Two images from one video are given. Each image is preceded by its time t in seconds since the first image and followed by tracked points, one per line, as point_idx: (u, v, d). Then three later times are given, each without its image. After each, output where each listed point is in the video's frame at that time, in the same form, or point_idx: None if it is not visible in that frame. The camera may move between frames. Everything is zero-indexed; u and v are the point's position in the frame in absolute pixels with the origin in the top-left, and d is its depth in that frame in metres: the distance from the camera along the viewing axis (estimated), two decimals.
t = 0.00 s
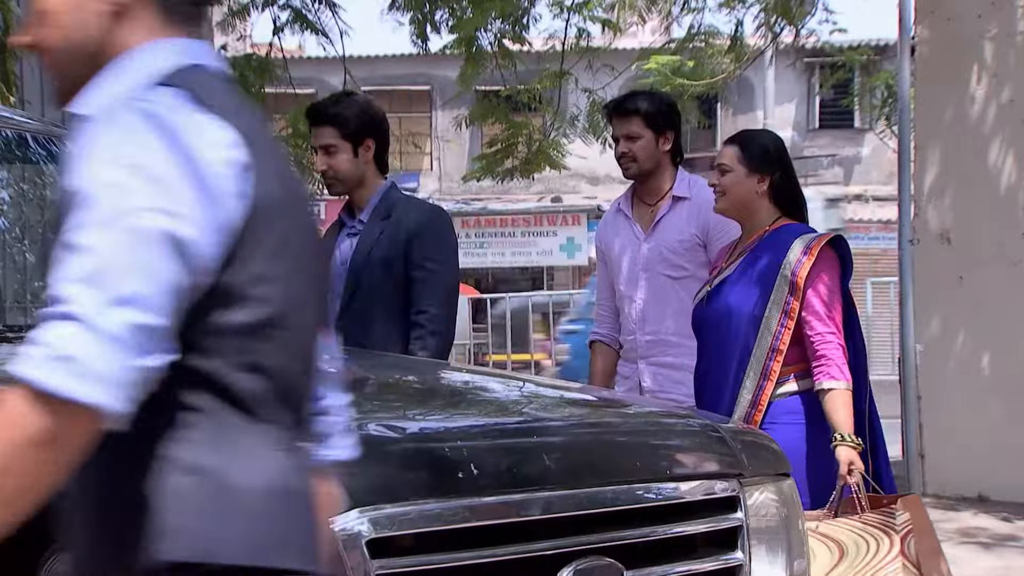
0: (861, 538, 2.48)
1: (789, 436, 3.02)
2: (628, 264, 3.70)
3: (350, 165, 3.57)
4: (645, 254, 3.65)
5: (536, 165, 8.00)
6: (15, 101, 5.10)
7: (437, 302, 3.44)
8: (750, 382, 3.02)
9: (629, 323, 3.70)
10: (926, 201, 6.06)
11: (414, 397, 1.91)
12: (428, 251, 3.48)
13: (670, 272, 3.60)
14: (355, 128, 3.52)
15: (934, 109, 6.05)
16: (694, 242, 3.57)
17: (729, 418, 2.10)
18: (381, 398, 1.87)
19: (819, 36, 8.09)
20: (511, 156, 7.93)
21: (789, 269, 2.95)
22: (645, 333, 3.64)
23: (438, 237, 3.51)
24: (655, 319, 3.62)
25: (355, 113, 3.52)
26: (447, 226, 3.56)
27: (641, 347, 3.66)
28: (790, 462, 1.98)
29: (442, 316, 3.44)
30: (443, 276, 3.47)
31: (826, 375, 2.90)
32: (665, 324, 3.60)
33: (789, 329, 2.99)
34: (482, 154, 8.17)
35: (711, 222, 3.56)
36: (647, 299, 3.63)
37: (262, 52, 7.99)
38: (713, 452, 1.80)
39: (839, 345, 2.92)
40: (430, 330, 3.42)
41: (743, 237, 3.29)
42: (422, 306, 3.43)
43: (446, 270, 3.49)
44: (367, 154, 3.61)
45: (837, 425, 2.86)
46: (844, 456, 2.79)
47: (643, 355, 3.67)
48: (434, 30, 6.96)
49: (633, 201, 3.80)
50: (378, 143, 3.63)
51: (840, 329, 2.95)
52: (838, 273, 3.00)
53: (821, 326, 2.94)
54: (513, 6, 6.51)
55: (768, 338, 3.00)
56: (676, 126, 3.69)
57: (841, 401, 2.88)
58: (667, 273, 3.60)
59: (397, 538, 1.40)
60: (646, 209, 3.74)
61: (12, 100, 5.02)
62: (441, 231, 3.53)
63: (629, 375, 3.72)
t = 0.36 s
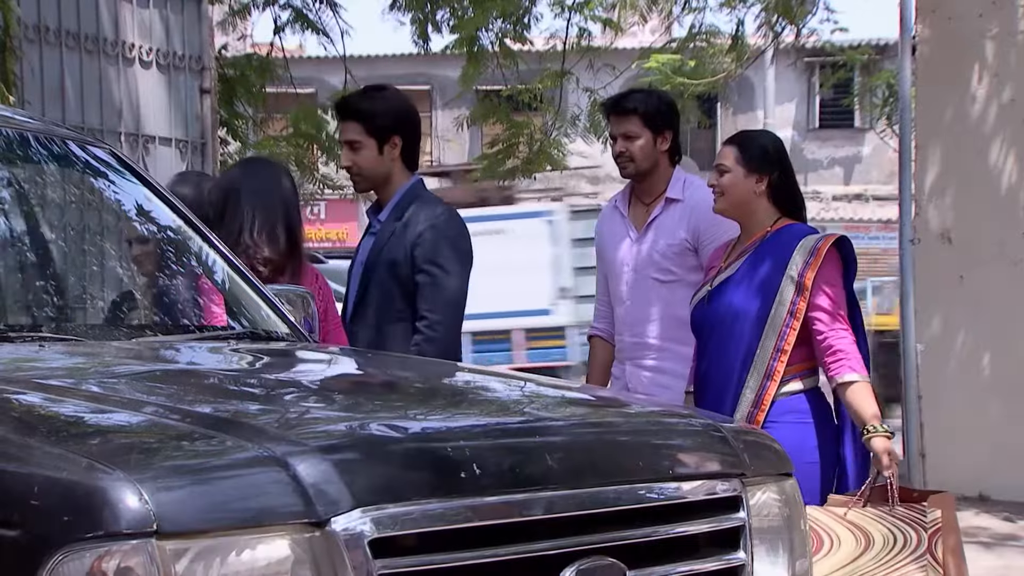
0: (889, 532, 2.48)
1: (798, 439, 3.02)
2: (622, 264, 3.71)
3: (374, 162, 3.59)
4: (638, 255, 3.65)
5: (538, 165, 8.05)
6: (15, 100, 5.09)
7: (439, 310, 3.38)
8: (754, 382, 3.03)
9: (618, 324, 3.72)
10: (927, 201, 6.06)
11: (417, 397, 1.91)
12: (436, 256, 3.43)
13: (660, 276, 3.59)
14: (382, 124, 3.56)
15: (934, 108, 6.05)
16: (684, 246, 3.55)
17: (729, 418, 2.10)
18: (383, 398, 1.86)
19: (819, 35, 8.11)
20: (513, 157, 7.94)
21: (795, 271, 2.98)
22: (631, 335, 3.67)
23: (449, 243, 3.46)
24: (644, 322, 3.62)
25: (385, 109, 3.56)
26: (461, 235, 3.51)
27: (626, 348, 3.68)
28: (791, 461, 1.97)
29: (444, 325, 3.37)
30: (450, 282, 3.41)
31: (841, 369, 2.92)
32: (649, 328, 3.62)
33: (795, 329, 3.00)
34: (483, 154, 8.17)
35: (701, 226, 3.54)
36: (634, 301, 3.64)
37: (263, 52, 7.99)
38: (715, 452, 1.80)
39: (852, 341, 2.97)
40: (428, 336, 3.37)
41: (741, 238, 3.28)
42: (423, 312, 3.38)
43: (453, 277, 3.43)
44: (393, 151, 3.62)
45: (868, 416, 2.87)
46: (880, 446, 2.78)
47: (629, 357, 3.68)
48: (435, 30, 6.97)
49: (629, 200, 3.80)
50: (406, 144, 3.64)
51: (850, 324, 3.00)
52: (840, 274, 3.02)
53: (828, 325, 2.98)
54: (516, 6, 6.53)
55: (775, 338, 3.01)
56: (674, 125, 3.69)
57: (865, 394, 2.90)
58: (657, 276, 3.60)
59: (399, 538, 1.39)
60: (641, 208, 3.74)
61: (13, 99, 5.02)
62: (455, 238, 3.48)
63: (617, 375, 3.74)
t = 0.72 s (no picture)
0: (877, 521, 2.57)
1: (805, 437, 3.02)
2: (609, 261, 3.71)
3: (400, 162, 3.59)
4: (627, 253, 3.65)
5: (540, 163, 7.95)
6: (16, 98, 5.09)
7: (440, 318, 3.33)
8: (758, 382, 3.03)
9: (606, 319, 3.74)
10: (927, 199, 6.05)
11: (418, 394, 1.91)
12: (438, 262, 3.39)
13: (647, 275, 3.60)
14: (406, 124, 3.56)
15: (935, 106, 6.04)
16: (673, 247, 3.56)
17: (730, 416, 2.10)
18: (384, 396, 1.86)
19: (821, 33, 8.09)
20: (514, 155, 7.87)
21: (801, 273, 2.98)
22: (617, 331, 3.68)
23: (451, 249, 3.41)
24: (631, 320, 3.63)
25: (406, 110, 3.55)
26: (463, 238, 3.44)
27: (612, 344, 3.70)
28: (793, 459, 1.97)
29: (445, 332, 3.32)
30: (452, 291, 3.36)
31: (842, 373, 2.93)
32: (632, 325, 3.63)
33: (798, 331, 3.00)
34: (484, 152, 8.16)
35: (691, 228, 3.54)
36: (622, 297, 3.64)
37: (264, 49, 8.00)
38: (717, 450, 1.80)
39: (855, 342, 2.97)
40: (429, 344, 3.32)
41: (738, 238, 3.27)
42: (424, 320, 3.34)
43: (457, 283, 3.38)
44: (418, 150, 3.62)
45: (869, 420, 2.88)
46: (879, 448, 2.82)
47: (615, 352, 3.70)
48: (436, 28, 6.97)
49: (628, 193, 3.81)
50: (430, 143, 3.65)
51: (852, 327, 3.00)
52: (843, 274, 3.03)
53: (832, 326, 2.97)
54: (517, 5, 6.51)
55: (779, 339, 3.01)
56: (673, 122, 3.68)
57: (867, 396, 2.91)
58: (644, 275, 3.60)
59: (402, 536, 1.39)
60: (638, 205, 3.74)
61: (14, 97, 5.03)
62: (457, 242, 3.42)
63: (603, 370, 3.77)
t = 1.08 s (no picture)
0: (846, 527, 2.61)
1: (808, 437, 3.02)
2: (610, 262, 3.72)
3: (405, 164, 3.59)
4: (627, 254, 3.66)
5: (540, 165, 7.93)
6: (19, 98, 5.10)
7: (432, 316, 3.32)
8: (761, 382, 3.02)
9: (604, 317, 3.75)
10: (928, 198, 6.04)
11: (420, 395, 1.91)
12: (432, 261, 3.39)
13: (646, 278, 3.60)
14: (411, 126, 3.55)
15: (936, 106, 6.04)
16: (673, 251, 3.55)
17: (732, 416, 2.09)
18: (386, 396, 1.86)
19: (822, 33, 8.09)
20: (515, 156, 7.86)
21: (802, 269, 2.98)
22: (614, 332, 3.69)
23: (446, 247, 3.40)
24: (628, 320, 3.64)
25: (410, 111, 3.54)
26: (458, 237, 3.42)
27: (608, 344, 3.71)
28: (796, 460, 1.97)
29: (436, 331, 3.31)
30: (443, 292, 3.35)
31: (840, 375, 2.93)
32: (630, 326, 3.64)
33: (801, 330, 3.00)
34: (485, 153, 8.16)
35: (692, 233, 3.53)
36: (621, 298, 3.65)
37: (265, 50, 8.00)
38: (720, 450, 1.80)
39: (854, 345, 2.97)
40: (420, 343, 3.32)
41: (741, 237, 3.27)
42: (417, 319, 3.34)
43: (449, 283, 3.36)
44: (423, 150, 3.62)
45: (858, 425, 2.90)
46: (862, 457, 2.87)
47: (612, 353, 3.71)
48: (436, 29, 6.97)
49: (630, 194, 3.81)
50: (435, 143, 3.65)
51: (851, 327, 2.99)
52: (846, 272, 3.03)
53: (834, 326, 2.97)
54: (518, 5, 6.50)
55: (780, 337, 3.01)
56: (675, 124, 3.66)
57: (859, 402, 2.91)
58: (644, 278, 3.60)
59: (406, 536, 1.39)
60: (639, 204, 3.74)
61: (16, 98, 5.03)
62: (451, 241, 3.41)
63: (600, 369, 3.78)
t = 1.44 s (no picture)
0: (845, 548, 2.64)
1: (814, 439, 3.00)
2: (601, 259, 3.70)
3: (409, 166, 3.59)
4: (620, 251, 3.65)
5: (541, 164, 7.92)
6: (19, 97, 5.11)
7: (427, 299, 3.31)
8: (768, 383, 3.01)
9: (594, 316, 3.72)
10: (930, 197, 6.06)
11: (422, 396, 1.91)
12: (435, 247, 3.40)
13: (641, 275, 3.60)
14: (413, 129, 3.55)
15: (937, 105, 6.07)
16: (669, 248, 3.56)
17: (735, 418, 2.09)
18: (388, 397, 1.86)
19: (822, 33, 8.09)
20: (515, 154, 7.89)
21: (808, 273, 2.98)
22: (606, 330, 3.67)
23: (451, 233, 3.41)
24: (622, 319, 3.63)
25: (412, 113, 3.55)
26: (464, 225, 3.44)
27: (599, 343, 3.68)
28: (800, 462, 1.97)
29: (429, 314, 3.29)
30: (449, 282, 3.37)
31: (838, 376, 2.93)
32: (624, 324, 3.62)
33: (807, 330, 2.99)
34: (484, 153, 8.16)
35: (688, 230, 3.54)
36: (615, 296, 3.64)
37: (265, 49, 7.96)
38: (724, 452, 1.80)
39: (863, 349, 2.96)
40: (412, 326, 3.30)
41: (745, 235, 3.28)
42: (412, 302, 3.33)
43: (451, 268, 3.37)
44: (426, 152, 3.62)
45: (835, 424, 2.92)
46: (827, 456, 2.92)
47: (603, 352, 3.68)
48: (437, 29, 6.97)
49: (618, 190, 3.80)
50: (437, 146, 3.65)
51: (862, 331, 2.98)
52: (852, 272, 3.04)
53: (841, 327, 2.97)
54: (519, 4, 6.51)
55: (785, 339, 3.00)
56: (667, 121, 3.69)
57: (849, 403, 2.91)
58: (638, 275, 3.60)
59: (412, 537, 1.39)
60: (628, 202, 3.73)
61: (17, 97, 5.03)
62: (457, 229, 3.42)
63: (589, 370, 3.74)
